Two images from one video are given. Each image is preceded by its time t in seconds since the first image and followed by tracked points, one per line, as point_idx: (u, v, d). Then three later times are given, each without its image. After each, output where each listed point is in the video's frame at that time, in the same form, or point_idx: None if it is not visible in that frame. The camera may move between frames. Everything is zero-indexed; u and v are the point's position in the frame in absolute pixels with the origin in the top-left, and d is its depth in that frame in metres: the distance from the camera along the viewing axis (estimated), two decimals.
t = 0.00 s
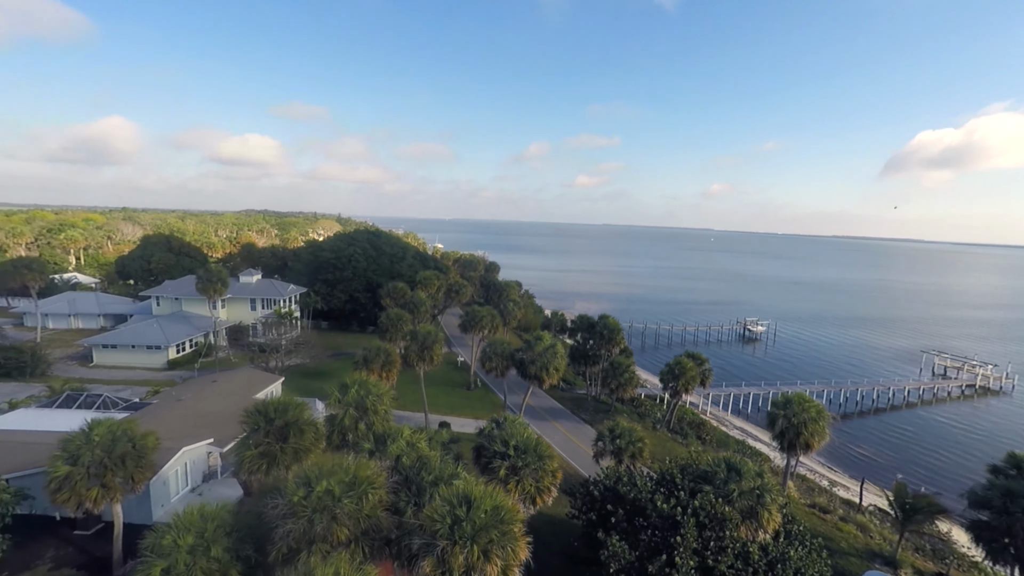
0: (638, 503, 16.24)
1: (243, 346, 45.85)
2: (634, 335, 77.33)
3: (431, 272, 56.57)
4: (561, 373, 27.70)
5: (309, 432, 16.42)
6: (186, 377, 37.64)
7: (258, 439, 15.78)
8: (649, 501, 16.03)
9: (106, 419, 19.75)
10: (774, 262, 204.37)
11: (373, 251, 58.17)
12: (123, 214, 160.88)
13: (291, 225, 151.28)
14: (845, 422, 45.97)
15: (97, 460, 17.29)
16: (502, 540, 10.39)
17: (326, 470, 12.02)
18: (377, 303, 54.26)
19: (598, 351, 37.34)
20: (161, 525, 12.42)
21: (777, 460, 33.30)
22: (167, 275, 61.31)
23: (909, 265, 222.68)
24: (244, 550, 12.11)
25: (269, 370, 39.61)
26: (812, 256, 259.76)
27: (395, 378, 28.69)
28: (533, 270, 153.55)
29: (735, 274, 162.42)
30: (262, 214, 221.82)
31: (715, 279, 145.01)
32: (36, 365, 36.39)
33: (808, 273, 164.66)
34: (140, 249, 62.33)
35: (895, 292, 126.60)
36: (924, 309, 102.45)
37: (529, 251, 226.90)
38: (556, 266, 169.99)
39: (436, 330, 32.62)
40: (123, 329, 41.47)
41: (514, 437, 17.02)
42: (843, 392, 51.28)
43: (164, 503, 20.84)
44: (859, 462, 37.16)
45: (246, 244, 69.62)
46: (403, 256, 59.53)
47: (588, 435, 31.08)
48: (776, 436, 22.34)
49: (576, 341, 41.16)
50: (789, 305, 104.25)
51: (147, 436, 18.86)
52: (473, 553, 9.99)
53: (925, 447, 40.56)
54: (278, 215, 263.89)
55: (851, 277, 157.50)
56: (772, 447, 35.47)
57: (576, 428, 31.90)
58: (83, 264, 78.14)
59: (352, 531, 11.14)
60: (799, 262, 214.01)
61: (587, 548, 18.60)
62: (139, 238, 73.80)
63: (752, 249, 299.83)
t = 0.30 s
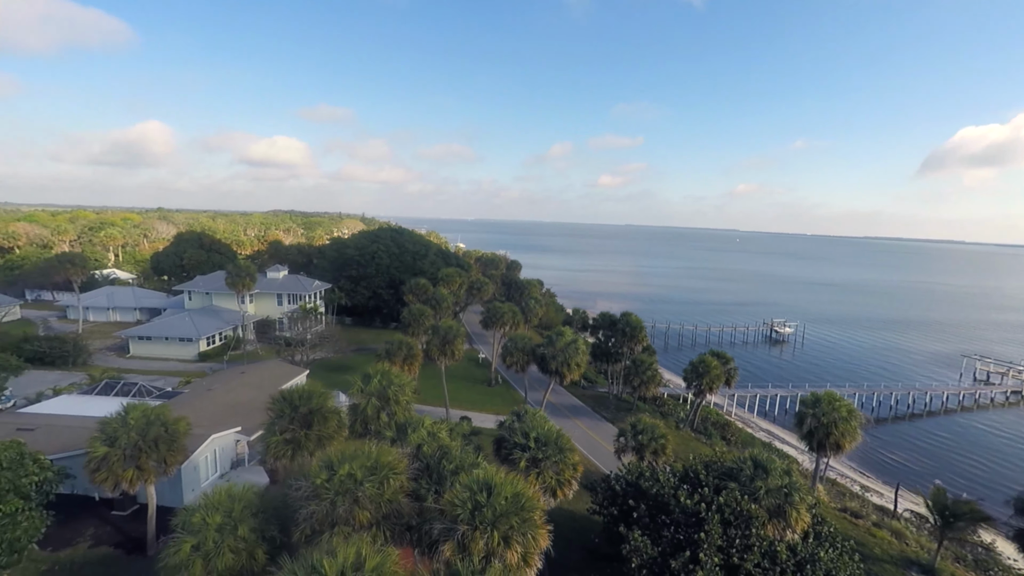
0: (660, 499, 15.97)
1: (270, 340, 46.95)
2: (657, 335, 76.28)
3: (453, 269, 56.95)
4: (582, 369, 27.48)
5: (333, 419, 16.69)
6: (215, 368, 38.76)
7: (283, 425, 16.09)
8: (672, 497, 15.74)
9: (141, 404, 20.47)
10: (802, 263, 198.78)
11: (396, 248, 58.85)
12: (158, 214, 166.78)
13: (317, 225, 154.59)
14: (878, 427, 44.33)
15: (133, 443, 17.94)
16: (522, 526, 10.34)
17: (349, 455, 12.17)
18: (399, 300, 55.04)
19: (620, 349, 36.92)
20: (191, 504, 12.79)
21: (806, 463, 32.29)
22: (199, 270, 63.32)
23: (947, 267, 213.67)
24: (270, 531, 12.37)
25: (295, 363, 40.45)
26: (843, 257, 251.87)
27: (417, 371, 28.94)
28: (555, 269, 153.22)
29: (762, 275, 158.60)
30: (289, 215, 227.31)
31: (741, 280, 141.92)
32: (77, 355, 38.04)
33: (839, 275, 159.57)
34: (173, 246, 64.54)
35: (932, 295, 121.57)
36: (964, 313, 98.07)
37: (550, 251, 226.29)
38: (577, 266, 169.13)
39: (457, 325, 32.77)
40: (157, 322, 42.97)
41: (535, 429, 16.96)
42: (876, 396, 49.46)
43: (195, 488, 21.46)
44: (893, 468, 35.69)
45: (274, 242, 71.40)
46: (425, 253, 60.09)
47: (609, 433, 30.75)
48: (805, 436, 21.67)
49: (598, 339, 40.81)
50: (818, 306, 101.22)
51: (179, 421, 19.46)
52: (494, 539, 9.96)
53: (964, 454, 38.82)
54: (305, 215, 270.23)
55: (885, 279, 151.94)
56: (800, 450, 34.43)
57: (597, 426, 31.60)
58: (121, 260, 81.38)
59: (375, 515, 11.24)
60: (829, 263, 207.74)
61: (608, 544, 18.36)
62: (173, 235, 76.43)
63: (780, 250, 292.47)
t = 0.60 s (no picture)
0: (682, 495, 15.66)
1: (294, 335, 47.90)
2: (679, 335, 75.11)
3: (473, 266, 57.14)
4: (602, 365, 27.20)
5: (354, 407, 16.90)
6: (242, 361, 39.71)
7: (305, 413, 16.33)
8: (694, 493, 15.44)
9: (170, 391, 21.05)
10: (831, 265, 193.16)
11: (417, 245, 59.35)
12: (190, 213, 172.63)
13: (341, 224, 157.32)
14: (912, 432, 42.70)
15: (162, 427, 18.47)
16: (541, 513, 10.26)
17: (369, 440, 12.29)
18: (420, 296, 55.43)
19: (641, 347, 36.42)
20: (217, 486, 13.09)
21: (835, 467, 31.28)
22: (227, 266, 65.10)
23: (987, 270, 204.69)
24: (292, 513, 12.57)
25: (318, 357, 41.18)
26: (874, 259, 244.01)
27: (437, 365, 29.10)
28: (575, 270, 152.52)
29: (789, 276, 154.67)
30: (314, 215, 232.30)
31: (766, 281, 138.75)
32: (112, 346, 39.50)
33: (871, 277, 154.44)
34: (203, 243, 66.46)
35: (971, 297, 116.54)
36: (1005, 316, 93.75)
37: (571, 252, 225.57)
38: (598, 267, 167.96)
39: (477, 320, 32.83)
40: (187, 315, 44.28)
41: (555, 422, 16.84)
42: (910, 400, 47.62)
43: (221, 475, 22.04)
44: (927, 474, 34.31)
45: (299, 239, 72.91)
46: (446, 251, 60.48)
47: (630, 431, 30.35)
48: (834, 436, 20.99)
49: (618, 336, 40.36)
50: (848, 309, 98.14)
51: (206, 407, 19.94)
52: (512, 524, 9.90)
53: (1005, 462, 37.06)
54: (329, 215, 274.87)
55: (919, 281, 146.38)
56: (828, 452, 33.38)
57: (617, 424, 31.20)
58: (155, 257, 84.26)
59: (394, 499, 11.30)
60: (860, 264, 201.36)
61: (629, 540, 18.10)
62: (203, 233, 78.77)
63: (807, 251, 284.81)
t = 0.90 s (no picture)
0: (705, 491, 15.34)
1: (318, 330, 48.80)
2: (702, 336, 73.79)
3: (494, 264, 57.22)
4: (623, 361, 26.89)
5: (375, 396, 17.08)
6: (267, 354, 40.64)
7: (328, 400, 16.57)
8: (717, 488, 15.11)
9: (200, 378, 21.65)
10: (863, 266, 187.00)
11: (439, 243, 59.77)
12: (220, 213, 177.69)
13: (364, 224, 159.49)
14: (948, 439, 40.94)
15: (191, 413, 19.02)
16: (560, 499, 10.16)
17: (389, 425, 12.40)
18: (441, 293, 55.78)
19: (663, 345, 35.87)
20: (242, 468, 13.39)
21: (866, 471, 30.21)
22: (255, 263, 66.79)
23: None
24: (313, 495, 12.75)
25: (341, 351, 41.86)
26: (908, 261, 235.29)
27: (457, 359, 29.23)
28: (596, 270, 151.39)
29: (818, 277, 150.44)
30: (339, 215, 236.36)
31: (794, 282, 135.23)
32: (145, 338, 40.92)
33: (905, 279, 148.93)
34: (231, 240, 68.33)
35: (1014, 301, 111.23)
36: None
37: (592, 252, 223.79)
38: (620, 267, 166.46)
39: (497, 316, 32.88)
40: (216, 309, 45.55)
41: (575, 414, 16.70)
42: (947, 406, 45.67)
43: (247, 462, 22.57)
44: (965, 482, 32.83)
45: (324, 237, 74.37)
46: (467, 249, 60.77)
47: (651, 429, 29.89)
48: (866, 436, 20.26)
49: (640, 334, 39.83)
50: (881, 311, 94.81)
51: (233, 395, 20.44)
52: (531, 509, 9.83)
53: None
54: (353, 215, 280.14)
55: (957, 283, 140.46)
56: (859, 456, 32.26)
57: (638, 422, 30.78)
58: (186, 255, 86.98)
59: (414, 483, 11.35)
60: (894, 266, 194.41)
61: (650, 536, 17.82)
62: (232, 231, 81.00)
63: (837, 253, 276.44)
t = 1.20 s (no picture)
0: (732, 488, 14.94)
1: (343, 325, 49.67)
2: (730, 337, 72.11)
3: (517, 261, 57.28)
4: (648, 357, 26.47)
5: (398, 385, 17.24)
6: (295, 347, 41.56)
7: (352, 388, 16.79)
8: (745, 485, 14.69)
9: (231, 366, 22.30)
10: (900, 269, 179.68)
11: (463, 240, 60.14)
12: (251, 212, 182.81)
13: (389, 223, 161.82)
14: (994, 447, 38.87)
15: (222, 398, 19.57)
16: (582, 487, 10.03)
17: (412, 410, 12.48)
18: (464, 290, 56.06)
19: (689, 343, 35.18)
20: (269, 450, 13.68)
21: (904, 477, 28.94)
22: (284, 260, 68.48)
23: None
24: (337, 478, 12.90)
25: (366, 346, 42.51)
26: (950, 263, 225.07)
27: (480, 353, 29.31)
28: (620, 270, 149.74)
29: (852, 279, 145.30)
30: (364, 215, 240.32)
31: (827, 284, 130.92)
32: (180, 330, 42.41)
33: (946, 282, 142.40)
34: (262, 237, 70.23)
35: None
36: None
37: (616, 252, 221.76)
38: (645, 267, 164.27)
39: (520, 311, 32.83)
40: (247, 303, 46.88)
41: (598, 407, 16.50)
42: (993, 413, 43.40)
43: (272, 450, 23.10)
44: (1012, 492, 31.11)
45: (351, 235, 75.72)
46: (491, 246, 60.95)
47: (676, 428, 29.33)
48: (904, 438, 19.39)
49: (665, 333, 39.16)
50: (920, 314, 90.85)
51: (262, 382, 20.95)
52: (553, 495, 9.73)
53: None
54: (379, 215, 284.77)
55: (1004, 287, 133.49)
56: (896, 461, 30.95)
57: (663, 421, 30.19)
58: (219, 252, 89.83)
59: (435, 466, 11.37)
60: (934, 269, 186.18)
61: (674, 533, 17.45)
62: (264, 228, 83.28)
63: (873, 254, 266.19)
